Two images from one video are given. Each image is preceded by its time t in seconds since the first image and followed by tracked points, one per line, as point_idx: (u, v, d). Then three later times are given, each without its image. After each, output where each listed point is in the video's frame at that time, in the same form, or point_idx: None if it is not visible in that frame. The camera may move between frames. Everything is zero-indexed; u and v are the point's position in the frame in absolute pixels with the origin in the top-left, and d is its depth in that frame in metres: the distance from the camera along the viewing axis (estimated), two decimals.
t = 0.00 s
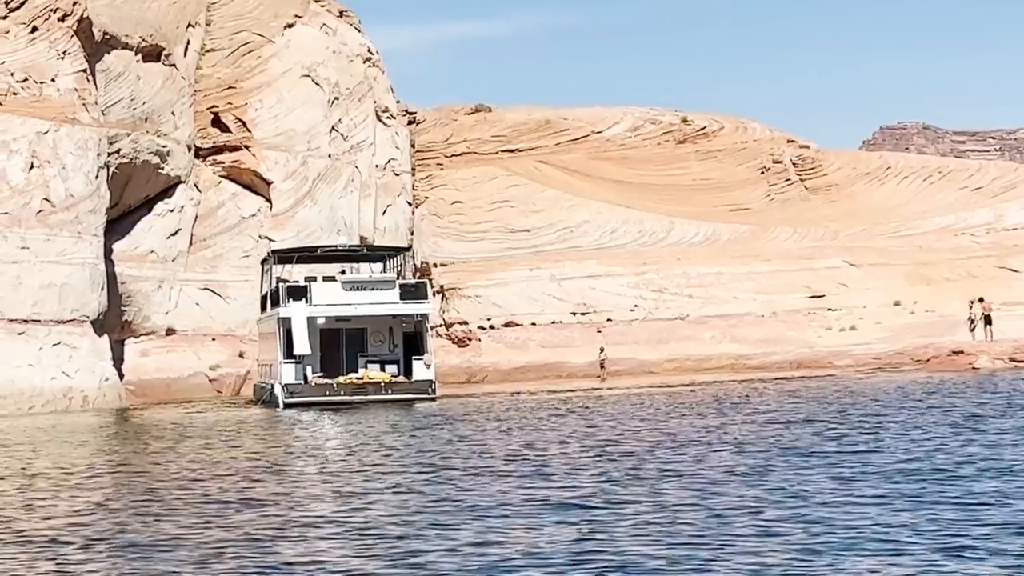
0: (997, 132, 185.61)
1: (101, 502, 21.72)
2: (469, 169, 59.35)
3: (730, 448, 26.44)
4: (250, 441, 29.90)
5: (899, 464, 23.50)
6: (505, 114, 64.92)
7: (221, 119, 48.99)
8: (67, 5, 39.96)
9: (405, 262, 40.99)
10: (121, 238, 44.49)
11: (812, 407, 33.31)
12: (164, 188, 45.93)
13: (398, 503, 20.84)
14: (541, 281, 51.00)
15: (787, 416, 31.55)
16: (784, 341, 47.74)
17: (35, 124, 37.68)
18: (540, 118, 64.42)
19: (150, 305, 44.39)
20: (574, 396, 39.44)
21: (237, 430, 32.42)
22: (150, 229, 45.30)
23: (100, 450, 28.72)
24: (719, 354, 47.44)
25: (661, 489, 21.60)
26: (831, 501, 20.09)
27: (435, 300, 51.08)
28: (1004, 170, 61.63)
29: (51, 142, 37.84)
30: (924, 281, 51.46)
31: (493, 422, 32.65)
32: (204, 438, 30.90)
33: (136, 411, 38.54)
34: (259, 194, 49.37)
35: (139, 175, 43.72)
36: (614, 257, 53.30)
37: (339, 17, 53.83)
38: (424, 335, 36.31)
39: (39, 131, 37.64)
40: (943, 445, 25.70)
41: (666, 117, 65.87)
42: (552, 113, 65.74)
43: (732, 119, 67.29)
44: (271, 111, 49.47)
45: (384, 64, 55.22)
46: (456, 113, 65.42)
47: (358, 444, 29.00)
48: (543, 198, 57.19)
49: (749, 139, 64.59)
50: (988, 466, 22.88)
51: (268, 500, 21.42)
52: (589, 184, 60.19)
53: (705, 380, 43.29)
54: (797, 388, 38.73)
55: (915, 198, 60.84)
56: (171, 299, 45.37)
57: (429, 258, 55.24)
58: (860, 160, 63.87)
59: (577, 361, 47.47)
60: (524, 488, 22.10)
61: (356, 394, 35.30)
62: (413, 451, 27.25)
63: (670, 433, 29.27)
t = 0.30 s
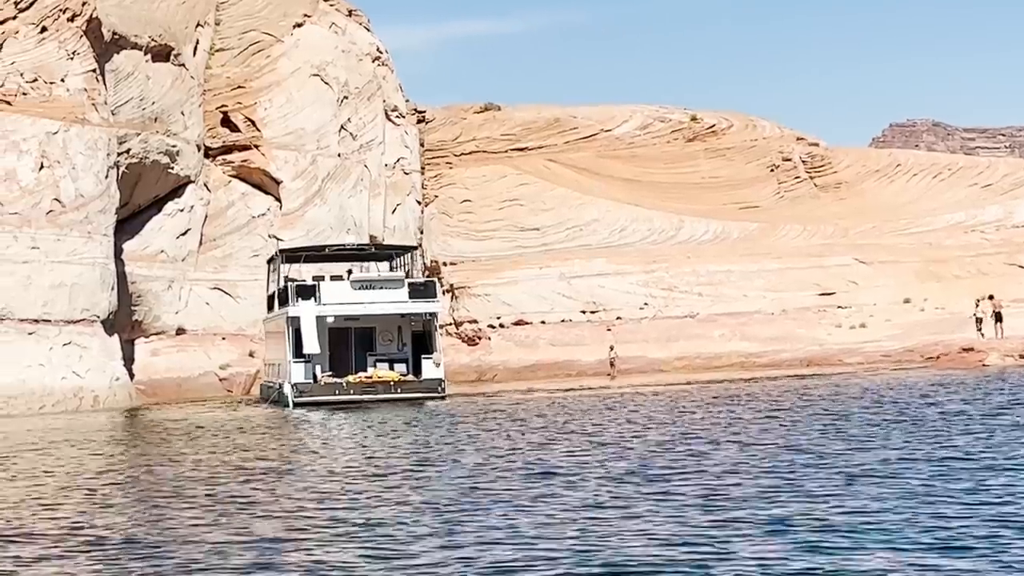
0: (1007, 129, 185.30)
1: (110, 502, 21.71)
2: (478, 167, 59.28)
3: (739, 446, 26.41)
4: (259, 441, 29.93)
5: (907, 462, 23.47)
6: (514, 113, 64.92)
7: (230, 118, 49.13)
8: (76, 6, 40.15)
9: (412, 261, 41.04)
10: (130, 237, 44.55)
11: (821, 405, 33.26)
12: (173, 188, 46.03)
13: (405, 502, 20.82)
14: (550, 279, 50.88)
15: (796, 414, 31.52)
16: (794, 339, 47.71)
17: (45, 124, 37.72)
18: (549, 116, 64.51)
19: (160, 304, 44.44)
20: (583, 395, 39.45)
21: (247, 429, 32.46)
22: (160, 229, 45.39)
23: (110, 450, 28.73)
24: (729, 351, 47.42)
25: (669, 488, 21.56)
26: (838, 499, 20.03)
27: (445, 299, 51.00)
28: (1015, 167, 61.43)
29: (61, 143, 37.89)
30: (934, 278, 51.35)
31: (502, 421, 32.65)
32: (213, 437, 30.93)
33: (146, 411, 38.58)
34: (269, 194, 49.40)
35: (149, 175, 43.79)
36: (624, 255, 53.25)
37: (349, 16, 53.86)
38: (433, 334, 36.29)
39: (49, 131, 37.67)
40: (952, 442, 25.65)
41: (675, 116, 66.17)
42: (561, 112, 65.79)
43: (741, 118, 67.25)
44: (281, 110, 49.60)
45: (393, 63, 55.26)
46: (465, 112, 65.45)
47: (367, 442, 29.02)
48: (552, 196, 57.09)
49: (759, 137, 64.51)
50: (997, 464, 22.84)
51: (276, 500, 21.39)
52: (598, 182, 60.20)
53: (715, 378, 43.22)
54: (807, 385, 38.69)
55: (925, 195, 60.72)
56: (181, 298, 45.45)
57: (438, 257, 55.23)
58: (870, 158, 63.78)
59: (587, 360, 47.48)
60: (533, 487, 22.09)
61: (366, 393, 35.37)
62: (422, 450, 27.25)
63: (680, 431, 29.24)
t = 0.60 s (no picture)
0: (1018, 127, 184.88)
1: (120, 501, 21.72)
2: (488, 166, 59.26)
3: (748, 444, 26.38)
4: (270, 440, 29.94)
5: (918, 460, 23.42)
6: (524, 112, 64.90)
7: (241, 118, 49.10)
8: (86, 6, 40.42)
9: (420, 261, 40.96)
10: (141, 237, 44.56)
11: (831, 403, 33.25)
12: (184, 188, 46.06)
13: (413, 502, 20.81)
14: (561, 279, 50.91)
15: (806, 412, 31.49)
16: (805, 337, 47.64)
17: (55, 124, 37.72)
18: (559, 115, 64.43)
19: (171, 304, 44.52)
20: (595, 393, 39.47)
21: (257, 429, 32.46)
22: (170, 229, 45.39)
23: (120, 450, 28.75)
24: (739, 350, 47.37)
25: (678, 486, 21.54)
26: (847, 497, 20.00)
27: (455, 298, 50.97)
28: None
29: (71, 143, 37.89)
30: (945, 276, 51.22)
31: (511, 420, 32.64)
32: (224, 437, 30.96)
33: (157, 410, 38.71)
34: (280, 193, 49.42)
35: (159, 175, 43.82)
36: (634, 254, 53.20)
37: (358, 16, 53.94)
38: (442, 333, 36.35)
39: (60, 132, 37.68)
40: (962, 441, 25.58)
41: (686, 115, 66.06)
42: (571, 111, 65.77)
43: (751, 116, 67.09)
44: (291, 110, 49.61)
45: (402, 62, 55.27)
46: (475, 111, 65.46)
47: (377, 441, 29.03)
48: (563, 196, 57.09)
49: (769, 135, 64.22)
50: (1008, 462, 22.76)
51: (286, 500, 21.39)
52: (608, 180, 60.15)
53: (726, 377, 43.15)
54: (818, 383, 38.64)
55: (936, 192, 60.52)
56: (192, 298, 45.53)
57: (449, 256, 55.27)
58: (880, 156, 63.73)
59: (598, 358, 47.47)
60: (541, 485, 22.05)
61: (375, 392, 35.39)
62: (431, 449, 27.22)
63: (690, 430, 29.20)
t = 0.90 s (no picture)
0: None
1: (131, 501, 21.70)
2: (500, 165, 59.23)
3: (760, 443, 26.31)
4: (281, 440, 29.92)
5: (929, 458, 23.30)
6: (536, 110, 64.87)
7: (252, 117, 49.16)
8: (98, 6, 40.55)
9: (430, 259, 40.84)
10: (154, 237, 44.62)
11: (844, 401, 33.21)
12: (196, 187, 46.10)
13: (424, 501, 20.73)
14: (573, 278, 50.87)
15: (818, 411, 31.41)
16: (817, 335, 47.54)
17: (68, 124, 37.72)
18: (571, 114, 64.36)
19: (183, 304, 44.60)
20: (607, 391, 39.54)
21: (269, 429, 32.42)
22: (183, 229, 45.44)
23: (132, 449, 28.77)
24: (751, 348, 47.31)
25: (689, 485, 21.47)
26: (859, 496, 19.88)
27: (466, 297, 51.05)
28: None
29: (84, 143, 37.93)
30: (958, 274, 51.08)
31: (523, 419, 32.59)
32: (235, 436, 30.96)
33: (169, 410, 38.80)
34: (292, 192, 49.43)
35: (171, 175, 43.88)
36: (646, 252, 53.13)
37: (370, 16, 53.96)
38: (454, 332, 36.38)
39: (73, 132, 37.67)
40: (975, 439, 25.47)
41: (697, 112, 65.41)
42: (583, 109, 65.69)
43: (763, 114, 66.95)
44: (303, 109, 49.69)
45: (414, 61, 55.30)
46: (487, 110, 65.46)
47: (389, 441, 29.01)
48: (574, 194, 57.08)
49: (781, 133, 63.99)
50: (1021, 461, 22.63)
51: (296, 499, 21.35)
52: (619, 179, 60.08)
53: (738, 375, 43.09)
54: (830, 382, 38.56)
55: (948, 190, 60.36)
56: (204, 298, 45.62)
57: (460, 254, 55.29)
58: (892, 154, 63.76)
59: (609, 357, 47.43)
60: (552, 485, 21.99)
61: (387, 391, 35.42)
62: (442, 448, 27.17)
63: (701, 428, 29.12)
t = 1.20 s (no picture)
0: None
1: (142, 501, 21.68)
2: (511, 165, 59.22)
3: (773, 442, 26.22)
4: (293, 440, 29.90)
5: (943, 458, 23.19)
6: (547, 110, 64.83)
7: (265, 117, 49.27)
8: (110, 7, 40.63)
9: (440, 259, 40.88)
10: (167, 237, 44.73)
11: (856, 400, 33.16)
12: (208, 187, 46.16)
13: (436, 501, 20.66)
14: (585, 277, 50.83)
15: (830, 410, 31.33)
16: (830, 334, 47.48)
17: (81, 124, 37.85)
18: (583, 113, 64.32)
19: (196, 304, 44.64)
20: (619, 390, 39.64)
21: (282, 429, 32.40)
22: (195, 229, 45.52)
23: (144, 449, 28.76)
24: (764, 347, 47.26)
25: (701, 485, 21.39)
26: (873, 496, 19.78)
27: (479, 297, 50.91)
28: None
29: (97, 143, 38.09)
30: (971, 273, 50.96)
31: (534, 418, 32.52)
32: (248, 436, 30.96)
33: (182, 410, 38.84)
34: (304, 192, 49.52)
35: (184, 175, 43.95)
36: (659, 251, 53.12)
37: (382, 16, 53.99)
38: (466, 331, 36.42)
39: (85, 132, 37.82)
40: (988, 439, 25.36)
41: (710, 111, 65.08)
42: (595, 108, 65.61)
43: (775, 113, 66.83)
44: (316, 109, 49.80)
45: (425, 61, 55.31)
46: (498, 109, 65.46)
47: (400, 441, 28.98)
48: (586, 194, 57.17)
49: (793, 132, 63.91)
50: None
51: (307, 499, 21.31)
52: (631, 178, 59.97)
53: (751, 374, 43.03)
54: (843, 381, 38.49)
55: (960, 188, 60.24)
56: (217, 298, 45.66)
57: (472, 254, 55.26)
58: (905, 153, 63.54)
59: (621, 356, 47.39)
60: (563, 484, 21.92)
61: (399, 391, 35.40)
62: (453, 448, 27.11)
63: (713, 428, 29.02)
